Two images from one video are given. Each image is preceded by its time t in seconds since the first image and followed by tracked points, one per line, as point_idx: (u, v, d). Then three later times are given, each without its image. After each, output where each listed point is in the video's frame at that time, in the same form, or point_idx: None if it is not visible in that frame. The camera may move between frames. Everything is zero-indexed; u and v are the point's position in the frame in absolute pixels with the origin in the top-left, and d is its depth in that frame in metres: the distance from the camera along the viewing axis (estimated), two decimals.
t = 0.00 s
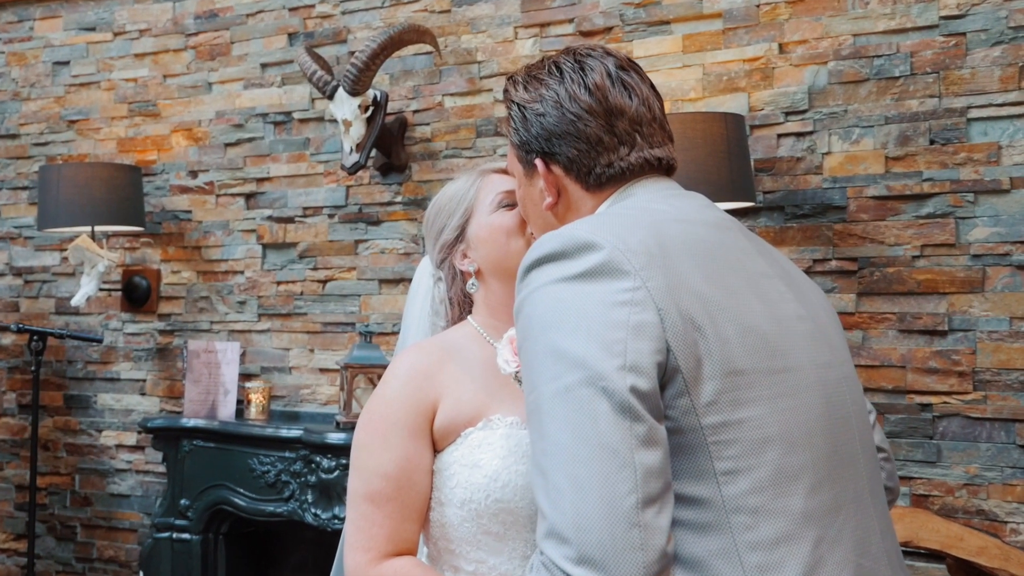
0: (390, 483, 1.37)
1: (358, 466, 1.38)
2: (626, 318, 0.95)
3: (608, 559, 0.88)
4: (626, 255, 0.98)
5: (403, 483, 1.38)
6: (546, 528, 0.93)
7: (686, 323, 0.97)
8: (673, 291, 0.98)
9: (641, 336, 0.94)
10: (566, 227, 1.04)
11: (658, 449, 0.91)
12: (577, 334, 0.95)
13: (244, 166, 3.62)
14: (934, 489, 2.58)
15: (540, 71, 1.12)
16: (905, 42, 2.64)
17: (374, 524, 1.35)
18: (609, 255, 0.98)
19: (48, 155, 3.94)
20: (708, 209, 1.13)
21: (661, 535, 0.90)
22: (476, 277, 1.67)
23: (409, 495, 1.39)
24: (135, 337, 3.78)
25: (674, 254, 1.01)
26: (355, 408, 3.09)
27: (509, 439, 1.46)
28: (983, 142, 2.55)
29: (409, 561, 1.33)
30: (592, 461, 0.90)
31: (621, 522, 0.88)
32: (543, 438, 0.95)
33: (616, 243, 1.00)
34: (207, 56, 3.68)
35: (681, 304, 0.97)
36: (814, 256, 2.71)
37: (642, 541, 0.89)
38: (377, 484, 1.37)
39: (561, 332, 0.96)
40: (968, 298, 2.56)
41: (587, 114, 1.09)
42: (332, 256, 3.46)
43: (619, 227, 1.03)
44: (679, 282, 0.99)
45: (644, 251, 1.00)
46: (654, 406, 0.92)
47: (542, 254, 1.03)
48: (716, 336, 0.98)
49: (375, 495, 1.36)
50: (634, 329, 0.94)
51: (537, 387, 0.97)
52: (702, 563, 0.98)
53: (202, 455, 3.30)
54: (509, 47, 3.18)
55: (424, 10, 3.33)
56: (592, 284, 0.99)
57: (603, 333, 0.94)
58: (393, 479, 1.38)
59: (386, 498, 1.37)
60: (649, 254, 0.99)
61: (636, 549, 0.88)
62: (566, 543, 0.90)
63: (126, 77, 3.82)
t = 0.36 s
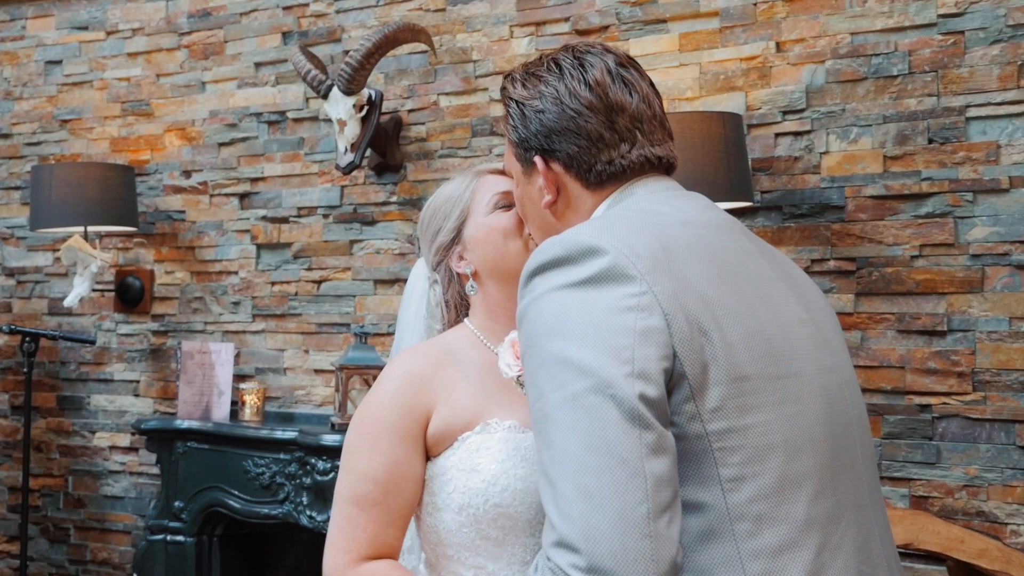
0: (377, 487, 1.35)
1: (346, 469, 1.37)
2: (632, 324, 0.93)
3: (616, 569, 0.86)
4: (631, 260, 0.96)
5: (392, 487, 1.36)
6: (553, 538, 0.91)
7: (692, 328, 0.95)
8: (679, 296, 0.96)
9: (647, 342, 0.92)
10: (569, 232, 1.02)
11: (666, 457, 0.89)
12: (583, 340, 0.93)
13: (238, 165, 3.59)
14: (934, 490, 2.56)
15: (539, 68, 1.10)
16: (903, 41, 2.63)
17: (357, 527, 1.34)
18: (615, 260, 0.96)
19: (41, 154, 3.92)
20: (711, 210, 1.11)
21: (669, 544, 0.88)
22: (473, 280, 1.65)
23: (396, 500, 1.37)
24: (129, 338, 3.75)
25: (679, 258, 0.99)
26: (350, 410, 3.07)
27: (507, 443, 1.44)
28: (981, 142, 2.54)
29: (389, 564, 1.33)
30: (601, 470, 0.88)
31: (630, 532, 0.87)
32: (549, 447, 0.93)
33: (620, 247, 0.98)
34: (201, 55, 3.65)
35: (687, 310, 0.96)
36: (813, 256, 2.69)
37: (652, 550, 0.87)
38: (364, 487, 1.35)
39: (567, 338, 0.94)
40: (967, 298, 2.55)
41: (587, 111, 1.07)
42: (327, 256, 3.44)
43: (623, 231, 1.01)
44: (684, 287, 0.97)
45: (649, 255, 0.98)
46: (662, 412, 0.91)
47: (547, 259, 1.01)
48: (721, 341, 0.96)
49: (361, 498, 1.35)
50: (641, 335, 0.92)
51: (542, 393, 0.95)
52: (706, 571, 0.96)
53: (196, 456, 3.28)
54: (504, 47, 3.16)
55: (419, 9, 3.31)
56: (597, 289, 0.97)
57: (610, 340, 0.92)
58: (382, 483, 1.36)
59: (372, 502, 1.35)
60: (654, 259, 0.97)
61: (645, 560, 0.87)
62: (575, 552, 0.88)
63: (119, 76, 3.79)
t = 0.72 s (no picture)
0: (358, 483, 1.34)
1: (332, 464, 1.36)
2: (634, 338, 0.91)
3: None
4: (634, 271, 0.94)
5: (373, 485, 1.34)
6: (547, 550, 0.90)
7: (695, 339, 0.93)
8: (683, 306, 0.94)
9: (650, 356, 0.90)
10: (572, 241, 1.00)
11: (666, 473, 0.88)
12: (583, 353, 0.91)
13: (237, 165, 3.57)
14: (937, 493, 2.54)
15: (541, 68, 1.08)
16: (906, 40, 2.60)
17: (333, 520, 1.33)
18: (618, 271, 0.94)
19: (38, 154, 3.89)
20: (715, 214, 1.08)
21: (665, 562, 0.87)
22: (474, 281, 1.63)
23: (376, 499, 1.35)
24: (127, 338, 3.73)
25: (684, 266, 0.97)
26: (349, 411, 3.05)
27: (506, 446, 1.42)
28: (986, 142, 2.52)
29: (357, 559, 1.32)
30: (599, 486, 0.87)
31: (626, 550, 0.86)
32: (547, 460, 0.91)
33: (623, 257, 0.96)
34: (199, 54, 3.63)
35: (692, 320, 0.93)
36: (816, 257, 2.67)
37: (646, 568, 0.86)
38: (344, 482, 1.34)
39: (567, 350, 0.92)
40: (971, 300, 2.52)
41: (590, 113, 1.04)
42: (326, 256, 3.42)
43: (626, 239, 0.98)
44: (689, 297, 0.95)
45: (652, 265, 0.95)
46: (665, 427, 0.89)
47: (549, 269, 0.99)
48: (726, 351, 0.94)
49: (340, 493, 1.34)
50: (644, 349, 0.90)
51: (541, 404, 0.94)
52: None
53: (195, 458, 3.26)
54: (504, 46, 3.14)
55: (418, 8, 3.29)
56: (598, 300, 0.95)
57: (613, 354, 0.90)
58: (363, 480, 1.34)
59: (350, 497, 1.33)
60: (657, 269, 0.95)
61: None
62: (569, 566, 0.87)
63: (117, 75, 3.77)
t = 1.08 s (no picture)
0: (360, 485, 1.32)
1: (333, 465, 1.34)
2: (626, 355, 0.92)
3: None
4: (628, 286, 0.95)
5: (376, 488, 1.33)
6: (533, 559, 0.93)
7: (690, 353, 0.93)
8: (678, 319, 0.94)
9: (641, 374, 0.91)
10: (568, 253, 1.00)
11: (652, 490, 0.90)
12: (574, 370, 0.92)
13: (237, 164, 3.54)
14: (944, 498, 2.52)
15: (541, 71, 1.07)
16: (914, 40, 2.58)
17: (334, 523, 1.31)
18: (610, 286, 0.95)
19: (38, 152, 3.87)
20: (717, 217, 1.07)
21: None
22: (475, 283, 1.60)
23: (379, 502, 1.33)
24: (126, 338, 3.71)
25: (681, 276, 0.97)
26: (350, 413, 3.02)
27: (500, 448, 1.40)
28: (995, 143, 2.49)
29: (359, 563, 1.30)
30: (584, 506, 0.89)
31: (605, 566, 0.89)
32: (537, 474, 0.93)
33: (618, 272, 0.96)
34: (199, 52, 3.60)
35: (687, 333, 0.93)
36: (821, 259, 2.65)
37: None
38: (346, 485, 1.32)
39: (559, 366, 0.93)
40: (979, 302, 2.50)
41: (590, 116, 1.03)
42: (327, 256, 3.39)
43: (622, 252, 0.99)
44: (685, 309, 0.94)
45: (648, 278, 0.95)
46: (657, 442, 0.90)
47: (544, 282, 1.00)
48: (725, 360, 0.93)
49: (342, 495, 1.32)
50: (634, 367, 0.91)
51: (535, 416, 0.95)
52: None
53: (194, 459, 3.23)
54: (507, 44, 3.11)
55: (421, 6, 3.27)
56: (592, 314, 0.95)
57: (603, 372, 0.91)
58: (364, 482, 1.32)
59: (352, 501, 1.31)
60: (653, 282, 0.95)
61: None
62: None
63: (117, 74, 3.74)
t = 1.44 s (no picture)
0: (365, 486, 1.34)
1: (339, 466, 1.36)
2: (622, 359, 0.90)
3: None
4: (624, 289, 0.93)
5: (380, 489, 1.35)
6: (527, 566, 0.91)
7: (686, 357, 0.91)
8: (674, 323, 0.92)
9: (636, 378, 0.89)
10: (566, 257, 0.99)
11: (647, 497, 0.88)
12: (568, 374, 0.91)
13: (238, 164, 3.52)
14: (950, 504, 2.49)
15: (545, 74, 1.07)
16: (921, 41, 2.55)
17: (337, 525, 1.34)
18: (606, 290, 0.93)
19: (38, 151, 3.85)
20: (719, 220, 1.05)
21: None
22: (478, 286, 1.59)
23: (383, 503, 1.35)
24: (126, 338, 3.69)
25: (678, 279, 0.95)
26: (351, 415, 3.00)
27: (509, 454, 1.41)
28: (1003, 145, 2.46)
29: (360, 564, 1.32)
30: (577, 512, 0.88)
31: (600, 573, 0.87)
32: (532, 480, 0.92)
33: (614, 275, 0.95)
34: (201, 51, 3.58)
35: (683, 337, 0.92)
36: (827, 262, 2.62)
37: None
38: (351, 485, 1.34)
39: (554, 369, 0.92)
40: (986, 306, 2.47)
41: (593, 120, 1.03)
42: (328, 257, 3.37)
43: (619, 254, 0.97)
44: (681, 313, 0.93)
45: (645, 281, 0.94)
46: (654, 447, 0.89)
47: (541, 287, 0.99)
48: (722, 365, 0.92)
49: (347, 496, 1.34)
50: (628, 372, 0.90)
51: (530, 422, 0.94)
52: None
53: (194, 461, 3.21)
54: (510, 44, 3.09)
55: (424, 5, 3.24)
56: (588, 318, 0.94)
57: (597, 376, 0.89)
58: (369, 483, 1.34)
59: (355, 501, 1.34)
60: (650, 285, 0.94)
61: None
62: None
63: (117, 72, 3.72)
